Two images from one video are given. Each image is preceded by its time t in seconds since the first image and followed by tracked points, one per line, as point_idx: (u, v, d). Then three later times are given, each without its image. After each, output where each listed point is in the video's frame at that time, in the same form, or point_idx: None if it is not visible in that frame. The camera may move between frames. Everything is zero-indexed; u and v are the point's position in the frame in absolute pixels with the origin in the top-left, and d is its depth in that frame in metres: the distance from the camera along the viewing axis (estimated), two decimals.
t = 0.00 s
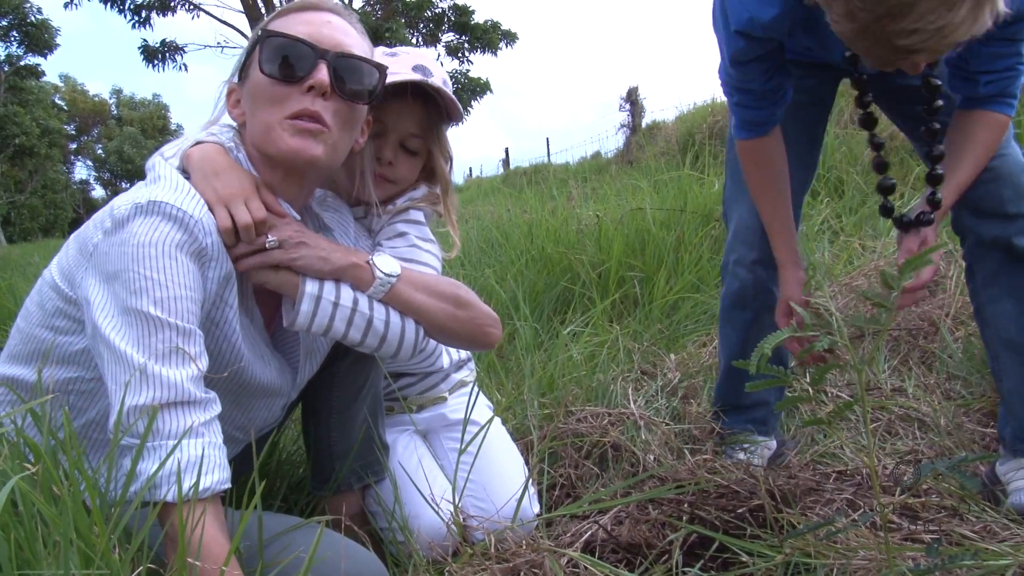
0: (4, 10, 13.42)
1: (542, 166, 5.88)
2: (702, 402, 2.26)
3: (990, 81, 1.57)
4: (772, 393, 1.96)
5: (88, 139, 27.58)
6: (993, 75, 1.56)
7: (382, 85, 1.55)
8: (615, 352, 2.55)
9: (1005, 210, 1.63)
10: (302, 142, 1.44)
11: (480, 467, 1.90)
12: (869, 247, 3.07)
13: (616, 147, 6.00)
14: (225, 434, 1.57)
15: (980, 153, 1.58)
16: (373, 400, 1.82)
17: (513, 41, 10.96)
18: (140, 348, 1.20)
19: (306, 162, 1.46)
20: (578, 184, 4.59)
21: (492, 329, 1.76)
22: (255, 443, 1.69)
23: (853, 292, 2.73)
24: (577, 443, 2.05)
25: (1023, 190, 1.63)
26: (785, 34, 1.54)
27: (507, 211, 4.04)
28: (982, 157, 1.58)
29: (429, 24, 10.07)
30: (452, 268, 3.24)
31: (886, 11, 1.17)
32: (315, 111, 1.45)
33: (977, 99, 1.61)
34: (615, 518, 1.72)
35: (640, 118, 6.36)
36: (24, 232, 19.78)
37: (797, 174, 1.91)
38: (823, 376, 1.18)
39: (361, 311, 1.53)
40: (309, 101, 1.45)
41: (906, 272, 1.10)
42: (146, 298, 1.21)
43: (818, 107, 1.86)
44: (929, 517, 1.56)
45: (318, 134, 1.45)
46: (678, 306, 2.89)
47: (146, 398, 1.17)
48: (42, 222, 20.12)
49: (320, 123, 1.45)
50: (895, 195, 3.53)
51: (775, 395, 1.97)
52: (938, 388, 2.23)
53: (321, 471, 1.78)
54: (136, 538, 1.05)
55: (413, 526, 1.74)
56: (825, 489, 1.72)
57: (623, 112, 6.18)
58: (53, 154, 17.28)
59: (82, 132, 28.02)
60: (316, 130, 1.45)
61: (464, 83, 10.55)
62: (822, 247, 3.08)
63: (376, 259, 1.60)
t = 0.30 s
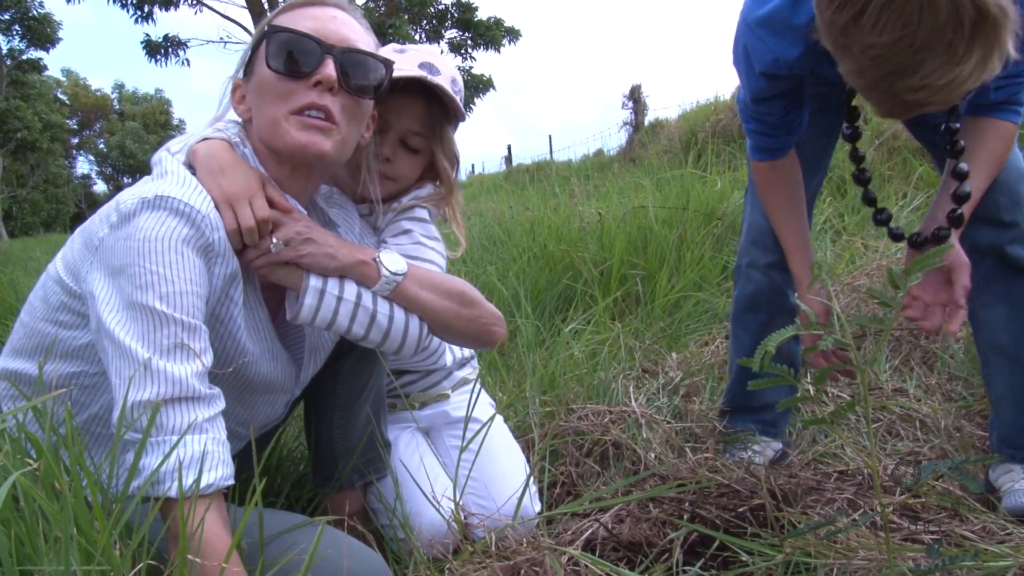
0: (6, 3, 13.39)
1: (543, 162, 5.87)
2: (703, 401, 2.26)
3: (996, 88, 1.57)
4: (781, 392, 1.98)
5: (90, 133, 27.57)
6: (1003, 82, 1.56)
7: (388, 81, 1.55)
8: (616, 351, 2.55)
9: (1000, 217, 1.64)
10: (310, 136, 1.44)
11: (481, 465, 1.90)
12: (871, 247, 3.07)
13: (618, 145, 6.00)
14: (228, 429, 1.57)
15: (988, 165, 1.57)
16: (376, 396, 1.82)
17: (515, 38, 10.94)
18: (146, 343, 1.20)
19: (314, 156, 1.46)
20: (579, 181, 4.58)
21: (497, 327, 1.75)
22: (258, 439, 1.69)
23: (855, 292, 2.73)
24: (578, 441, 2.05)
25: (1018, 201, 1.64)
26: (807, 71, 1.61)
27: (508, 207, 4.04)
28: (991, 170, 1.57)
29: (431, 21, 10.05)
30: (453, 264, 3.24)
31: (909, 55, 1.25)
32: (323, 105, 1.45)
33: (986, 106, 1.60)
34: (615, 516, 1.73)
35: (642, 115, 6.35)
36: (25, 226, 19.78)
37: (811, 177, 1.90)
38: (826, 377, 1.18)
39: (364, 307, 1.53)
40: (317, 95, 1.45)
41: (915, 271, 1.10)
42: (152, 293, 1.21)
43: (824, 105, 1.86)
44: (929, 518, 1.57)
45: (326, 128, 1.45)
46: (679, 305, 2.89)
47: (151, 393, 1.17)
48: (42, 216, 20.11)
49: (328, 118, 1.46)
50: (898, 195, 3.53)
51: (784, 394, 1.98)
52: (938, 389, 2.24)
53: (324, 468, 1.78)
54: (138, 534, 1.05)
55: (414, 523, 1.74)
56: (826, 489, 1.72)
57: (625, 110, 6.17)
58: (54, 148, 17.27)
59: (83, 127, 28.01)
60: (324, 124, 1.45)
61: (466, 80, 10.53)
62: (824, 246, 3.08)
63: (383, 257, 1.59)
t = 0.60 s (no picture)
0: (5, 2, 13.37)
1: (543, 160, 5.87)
2: (704, 398, 2.26)
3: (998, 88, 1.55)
4: (783, 392, 2.01)
5: (89, 132, 27.55)
6: (1004, 82, 1.54)
7: (387, 80, 1.55)
8: (617, 349, 2.55)
9: (1004, 215, 1.63)
10: (310, 133, 1.43)
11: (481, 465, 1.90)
12: (871, 244, 3.07)
13: (618, 142, 5.99)
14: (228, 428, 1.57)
15: (990, 167, 1.56)
16: (376, 396, 1.82)
17: (514, 36, 10.93)
18: (148, 341, 1.19)
19: (315, 154, 1.46)
20: (579, 179, 4.58)
21: (495, 327, 1.75)
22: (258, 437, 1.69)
23: (855, 290, 2.73)
24: (579, 439, 2.04)
25: None
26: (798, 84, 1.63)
27: (508, 205, 4.04)
28: (994, 170, 1.56)
29: (430, 18, 10.04)
30: (454, 262, 3.24)
31: (830, 116, 1.27)
32: (323, 103, 1.45)
33: (987, 108, 1.58)
34: (616, 515, 1.73)
35: (642, 113, 6.34)
36: (25, 225, 19.77)
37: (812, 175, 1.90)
38: (826, 375, 1.18)
39: (361, 303, 1.53)
40: (316, 93, 1.45)
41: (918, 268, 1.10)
42: (153, 292, 1.21)
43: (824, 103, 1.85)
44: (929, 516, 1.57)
45: (326, 126, 1.45)
46: (679, 303, 2.89)
47: (153, 390, 1.16)
48: (42, 215, 20.11)
49: (328, 117, 1.45)
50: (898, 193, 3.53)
51: (787, 394, 2.01)
52: (939, 386, 2.24)
53: (324, 466, 1.78)
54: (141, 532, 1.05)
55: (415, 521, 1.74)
56: (827, 487, 1.73)
57: (625, 107, 6.17)
58: (53, 147, 17.26)
59: (83, 125, 28.00)
60: (324, 122, 1.44)
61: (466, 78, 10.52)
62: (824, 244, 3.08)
63: (380, 254, 1.59)
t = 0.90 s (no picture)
0: None
1: (545, 161, 5.87)
2: (704, 400, 2.26)
3: (987, 95, 1.55)
4: (783, 392, 2.01)
5: (90, 131, 27.55)
6: (993, 88, 1.55)
7: (383, 77, 1.55)
8: (617, 350, 2.55)
9: (997, 219, 1.63)
10: (305, 131, 1.44)
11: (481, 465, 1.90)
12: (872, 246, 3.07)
13: (620, 143, 6.00)
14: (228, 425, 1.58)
15: (985, 170, 1.56)
16: (374, 396, 1.82)
17: (516, 36, 10.92)
18: (142, 325, 1.19)
19: (310, 151, 1.46)
20: (580, 180, 4.58)
21: (492, 325, 1.75)
22: (257, 436, 1.70)
23: (855, 292, 2.73)
24: (578, 440, 2.05)
25: (1018, 201, 1.61)
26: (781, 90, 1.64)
27: (510, 206, 4.04)
28: (992, 172, 1.56)
29: (432, 18, 10.04)
30: (454, 263, 3.24)
31: (802, 142, 1.31)
32: (318, 100, 1.45)
33: (980, 112, 1.58)
34: (615, 517, 1.73)
35: (643, 114, 6.34)
36: (26, 223, 19.77)
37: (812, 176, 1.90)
38: (826, 379, 1.18)
39: (356, 298, 1.53)
40: (311, 90, 1.45)
41: (918, 274, 1.10)
42: (146, 277, 1.21)
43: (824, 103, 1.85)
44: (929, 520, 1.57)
45: (321, 124, 1.45)
46: (680, 304, 2.89)
47: (148, 371, 1.16)
48: (43, 214, 20.12)
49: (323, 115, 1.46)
50: (898, 194, 3.53)
51: (786, 395, 2.02)
52: (939, 389, 2.24)
53: (323, 466, 1.78)
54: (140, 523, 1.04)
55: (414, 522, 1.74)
56: (827, 489, 1.73)
57: (627, 107, 6.17)
58: (55, 145, 17.26)
59: (84, 124, 28.00)
60: (319, 119, 1.45)
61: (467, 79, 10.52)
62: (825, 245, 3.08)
63: (373, 251, 1.60)
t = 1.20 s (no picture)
0: (7, 2, 13.38)
1: (545, 163, 5.87)
2: (704, 403, 2.26)
3: (989, 98, 1.55)
4: (783, 396, 2.01)
5: (91, 132, 27.56)
6: (995, 90, 1.54)
7: (383, 81, 1.56)
8: (617, 353, 2.55)
9: (1003, 221, 1.63)
10: (308, 133, 1.44)
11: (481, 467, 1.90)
12: (872, 249, 3.07)
13: (620, 146, 6.00)
14: (229, 428, 1.57)
15: (991, 169, 1.56)
16: (374, 397, 1.82)
17: (516, 39, 10.93)
18: (135, 345, 1.19)
19: (312, 153, 1.46)
20: (580, 183, 4.58)
21: (492, 322, 1.75)
22: (258, 438, 1.69)
23: (855, 294, 2.73)
24: (579, 443, 2.05)
25: None
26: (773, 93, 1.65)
27: (510, 208, 4.04)
28: (995, 173, 1.56)
29: (433, 20, 10.04)
30: (455, 265, 3.24)
31: (785, 143, 1.33)
32: (320, 103, 1.45)
33: (982, 115, 1.58)
34: (616, 519, 1.73)
35: (644, 116, 6.34)
36: (26, 225, 19.77)
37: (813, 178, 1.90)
38: (826, 382, 1.17)
39: (362, 296, 1.53)
40: (314, 93, 1.45)
41: (915, 275, 1.10)
42: (143, 294, 1.21)
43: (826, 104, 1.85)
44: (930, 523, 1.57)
45: (324, 126, 1.45)
46: (680, 306, 2.89)
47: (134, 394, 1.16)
48: (43, 216, 20.12)
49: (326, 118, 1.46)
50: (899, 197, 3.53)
51: (786, 398, 2.02)
52: (940, 391, 2.24)
53: (324, 468, 1.78)
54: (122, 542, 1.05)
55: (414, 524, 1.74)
56: (827, 492, 1.73)
57: (627, 110, 6.17)
58: (55, 147, 17.26)
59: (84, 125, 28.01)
60: (322, 122, 1.44)
61: (468, 81, 10.53)
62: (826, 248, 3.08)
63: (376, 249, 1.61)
